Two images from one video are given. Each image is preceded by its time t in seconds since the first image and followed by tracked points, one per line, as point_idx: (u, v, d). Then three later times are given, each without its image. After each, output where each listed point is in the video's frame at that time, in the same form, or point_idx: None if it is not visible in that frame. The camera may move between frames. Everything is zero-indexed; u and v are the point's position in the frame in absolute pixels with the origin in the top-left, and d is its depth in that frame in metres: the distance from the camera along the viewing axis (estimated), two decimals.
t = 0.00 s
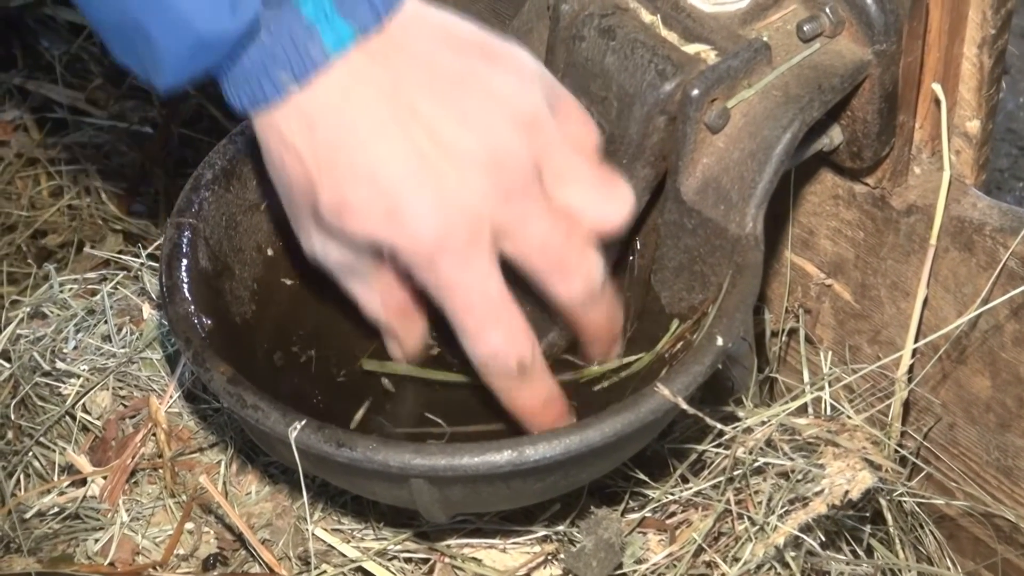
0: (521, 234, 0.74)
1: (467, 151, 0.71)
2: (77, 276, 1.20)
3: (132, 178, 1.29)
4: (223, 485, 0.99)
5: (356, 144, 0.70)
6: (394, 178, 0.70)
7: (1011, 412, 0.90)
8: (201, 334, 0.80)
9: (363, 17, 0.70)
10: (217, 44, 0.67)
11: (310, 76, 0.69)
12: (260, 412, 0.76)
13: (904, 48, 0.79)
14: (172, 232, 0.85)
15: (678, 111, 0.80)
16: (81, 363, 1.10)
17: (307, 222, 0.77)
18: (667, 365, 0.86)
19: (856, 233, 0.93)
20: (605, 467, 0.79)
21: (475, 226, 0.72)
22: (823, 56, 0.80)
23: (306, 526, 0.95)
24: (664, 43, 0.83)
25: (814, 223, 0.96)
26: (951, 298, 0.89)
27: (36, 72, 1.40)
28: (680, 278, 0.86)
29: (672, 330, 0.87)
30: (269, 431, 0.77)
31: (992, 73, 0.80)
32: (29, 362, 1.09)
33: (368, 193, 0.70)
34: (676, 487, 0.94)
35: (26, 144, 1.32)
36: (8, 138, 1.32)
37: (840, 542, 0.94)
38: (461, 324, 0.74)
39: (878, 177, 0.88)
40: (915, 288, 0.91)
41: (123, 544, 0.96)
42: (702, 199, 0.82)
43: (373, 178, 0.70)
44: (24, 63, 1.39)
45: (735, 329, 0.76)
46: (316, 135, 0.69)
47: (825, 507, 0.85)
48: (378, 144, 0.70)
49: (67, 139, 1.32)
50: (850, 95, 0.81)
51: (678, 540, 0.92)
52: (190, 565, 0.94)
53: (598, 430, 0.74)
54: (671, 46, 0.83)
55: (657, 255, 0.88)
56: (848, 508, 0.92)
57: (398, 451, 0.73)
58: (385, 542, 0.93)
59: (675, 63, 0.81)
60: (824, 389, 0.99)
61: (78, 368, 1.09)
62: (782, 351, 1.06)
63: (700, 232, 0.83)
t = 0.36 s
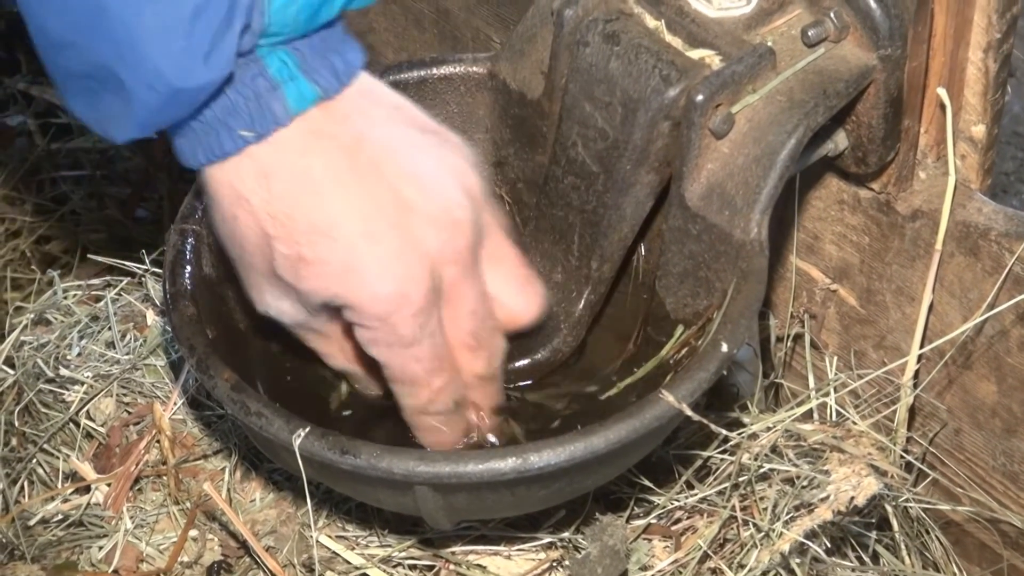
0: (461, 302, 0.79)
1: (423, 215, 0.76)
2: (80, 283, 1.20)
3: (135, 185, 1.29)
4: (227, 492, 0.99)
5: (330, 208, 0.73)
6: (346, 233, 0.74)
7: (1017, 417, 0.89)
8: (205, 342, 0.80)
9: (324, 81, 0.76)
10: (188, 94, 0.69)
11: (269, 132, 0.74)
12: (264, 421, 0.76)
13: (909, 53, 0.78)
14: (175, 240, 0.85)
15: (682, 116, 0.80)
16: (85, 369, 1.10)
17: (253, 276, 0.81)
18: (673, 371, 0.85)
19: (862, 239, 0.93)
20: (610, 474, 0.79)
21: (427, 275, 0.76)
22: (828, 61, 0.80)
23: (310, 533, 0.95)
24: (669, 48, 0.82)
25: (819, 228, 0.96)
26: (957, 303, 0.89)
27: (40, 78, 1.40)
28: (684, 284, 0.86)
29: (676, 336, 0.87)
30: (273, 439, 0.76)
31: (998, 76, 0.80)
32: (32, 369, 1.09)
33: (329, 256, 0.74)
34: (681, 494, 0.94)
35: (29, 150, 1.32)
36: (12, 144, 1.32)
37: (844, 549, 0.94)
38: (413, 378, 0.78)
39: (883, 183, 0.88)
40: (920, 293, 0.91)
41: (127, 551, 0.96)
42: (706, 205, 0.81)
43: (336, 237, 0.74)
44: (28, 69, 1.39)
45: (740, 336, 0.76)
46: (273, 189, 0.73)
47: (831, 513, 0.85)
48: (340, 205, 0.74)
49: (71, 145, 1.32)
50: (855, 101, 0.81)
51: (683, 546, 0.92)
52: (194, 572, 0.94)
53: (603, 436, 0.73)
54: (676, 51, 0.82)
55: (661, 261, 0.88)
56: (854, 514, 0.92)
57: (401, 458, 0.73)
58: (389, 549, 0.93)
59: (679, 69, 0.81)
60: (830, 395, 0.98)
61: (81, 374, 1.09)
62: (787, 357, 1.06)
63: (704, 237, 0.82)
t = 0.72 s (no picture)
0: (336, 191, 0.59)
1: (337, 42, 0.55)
2: (84, 286, 1.20)
3: (138, 188, 1.29)
4: (231, 495, 0.99)
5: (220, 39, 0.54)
6: (311, 42, 0.54)
7: (1021, 420, 0.89)
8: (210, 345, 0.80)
9: None
10: None
11: None
12: (268, 424, 0.76)
13: (914, 56, 0.78)
14: (179, 242, 0.85)
15: (686, 119, 0.80)
16: (88, 372, 1.10)
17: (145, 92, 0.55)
18: (676, 374, 0.85)
19: (866, 242, 0.93)
20: (613, 478, 0.79)
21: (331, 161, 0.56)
22: (833, 64, 0.80)
23: (314, 536, 0.95)
24: (673, 51, 0.82)
25: (823, 231, 0.96)
26: (962, 307, 0.89)
27: (45, 81, 1.40)
28: (688, 287, 0.86)
29: (680, 339, 0.87)
30: (277, 441, 0.76)
31: (1002, 79, 0.80)
32: (36, 371, 1.09)
33: (260, 61, 0.54)
34: (685, 497, 0.94)
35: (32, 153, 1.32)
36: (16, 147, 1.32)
37: (850, 553, 0.94)
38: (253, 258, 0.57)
39: (887, 186, 0.88)
40: (925, 296, 0.91)
41: (130, 554, 0.96)
42: (710, 208, 0.81)
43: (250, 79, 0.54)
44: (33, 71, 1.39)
45: (745, 339, 0.76)
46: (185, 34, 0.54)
47: (833, 516, 0.85)
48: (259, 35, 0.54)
49: (74, 148, 1.32)
50: (860, 105, 0.81)
51: (687, 550, 0.92)
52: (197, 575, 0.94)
53: (605, 440, 0.73)
54: (680, 54, 0.82)
55: (665, 264, 0.88)
56: (858, 517, 0.92)
57: (407, 460, 0.73)
58: (393, 552, 0.94)
59: (683, 72, 0.81)
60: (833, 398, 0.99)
61: (85, 377, 1.09)
62: (791, 360, 1.06)
63: (708, 241, 0.82)
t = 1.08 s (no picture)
0: None
1: None
2: (83, 289, 1.21)
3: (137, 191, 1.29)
4: (230, 498, 0.99)
5: None
6: None
7: (1018, 424, 0.90)
8: (209, 347, 0.80)
9: None
10: None
11: None
12: (267, 426, 0.76)
13: (912, 60, 0.79)
14: (180, 245, 0.85)
15: (684, 124, 0.80)
16: (88, 375, 1.10)
17: None
18: (674, 378, 0.85)
19: (864, 246, 0.93)
20: (610, 481, 0.79)
21: None
22: (831, 68, 0.80)
23: (312, 538, 0.95)
24: (671, 56, 0.83)
25: (821, 235, 0.96)
26: (959, 311, 0.89)
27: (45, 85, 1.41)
28: (686, 291, 0.86)
29: (678, 343, 0.87)
30: (276, 444, 0.76)
31: (999, 84, 0.80)
32: (35, 374, 1.09)
33: None
34: (683, 500, 0.94)
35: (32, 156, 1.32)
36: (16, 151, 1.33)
37: (847, 556, 0.94)
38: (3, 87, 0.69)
39: (885, 190, 0.88)
40: (922, 300, 0.91)
41: (129, 557, 0.96)
42: (708, 212, 0.81)
43: None
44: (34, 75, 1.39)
45: (742, 343, 0.76)
46: None
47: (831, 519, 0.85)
48: None
49: (75, 152, 1.33)
50: (858, 109, 0.81)
51: (684, 552, 0.92)
52: None
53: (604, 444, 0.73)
54: (678, 58, 0.83)
55: (663, 268, 0.88)
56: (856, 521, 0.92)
57: (405, 463, 0.73)
58: (392, 554, 0.94)
59: (681, 76, 0.81)
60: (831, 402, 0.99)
61: (84, 380, 1.09)
62: (789, 364, 1.06)
63: (706, 245, 0.83)
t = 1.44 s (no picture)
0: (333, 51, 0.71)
1: None
2: (82, 295, 1.21)
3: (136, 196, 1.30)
4: (228, 503, 1.00)
5: None
6: None
7: (1013, 429, 0.90)
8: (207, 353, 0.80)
9: None
10: None
11: None
12: (265, 432, 0.76)
13: (907, 65, 0.79)
14: (178, 251, 0.85)
15: (680, 130, 0.81)
16: (87, 381, 1.10)
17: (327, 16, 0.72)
18: (670, 383, 0.86)
19: (860, 251, 0.93)
20: (607, 486, 0.79)
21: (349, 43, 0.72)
22: (826, 75, 0.80)
23: (310, 543, 0.96)
24: (667, 62, 0.83)
25: (817, 241, 0.97)
26: (954, 316, 0.89)
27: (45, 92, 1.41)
28: (683, 296, 0.87)
29: (674, 349, 0.87)
30: (273, 449, 0.77)
31: (994, 90, 0.80)
32: (34, 380, 1.09)
33: None
34: (679, 505, 0.95)
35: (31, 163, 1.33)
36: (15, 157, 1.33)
37: (843, 560, 0.94)
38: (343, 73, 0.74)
39: (880, 197, 0.88)
40: (918, 306, 0.91)
41: (128, 561, 0.97)
42: (704, 218, 0.82)
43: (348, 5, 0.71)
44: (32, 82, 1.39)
45: (738, 349, 0.76)
46: None
47: (826, 523, 0.85)
48: None
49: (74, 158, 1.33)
50: (853, 115, 0.82)
51: (681, 557, 0.92)
52: None
53: (600, 448, 0.74)
54: (674, 65, 0.83)
55: (660, 273, 0.88)
56: (852, 525, 0.92)
57: (402, 468, 0.73)
58: (389, 559, 0.94)
59: (677, 82, 0.81)
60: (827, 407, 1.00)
61: (83, 386, 1.10)
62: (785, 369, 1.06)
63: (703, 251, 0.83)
